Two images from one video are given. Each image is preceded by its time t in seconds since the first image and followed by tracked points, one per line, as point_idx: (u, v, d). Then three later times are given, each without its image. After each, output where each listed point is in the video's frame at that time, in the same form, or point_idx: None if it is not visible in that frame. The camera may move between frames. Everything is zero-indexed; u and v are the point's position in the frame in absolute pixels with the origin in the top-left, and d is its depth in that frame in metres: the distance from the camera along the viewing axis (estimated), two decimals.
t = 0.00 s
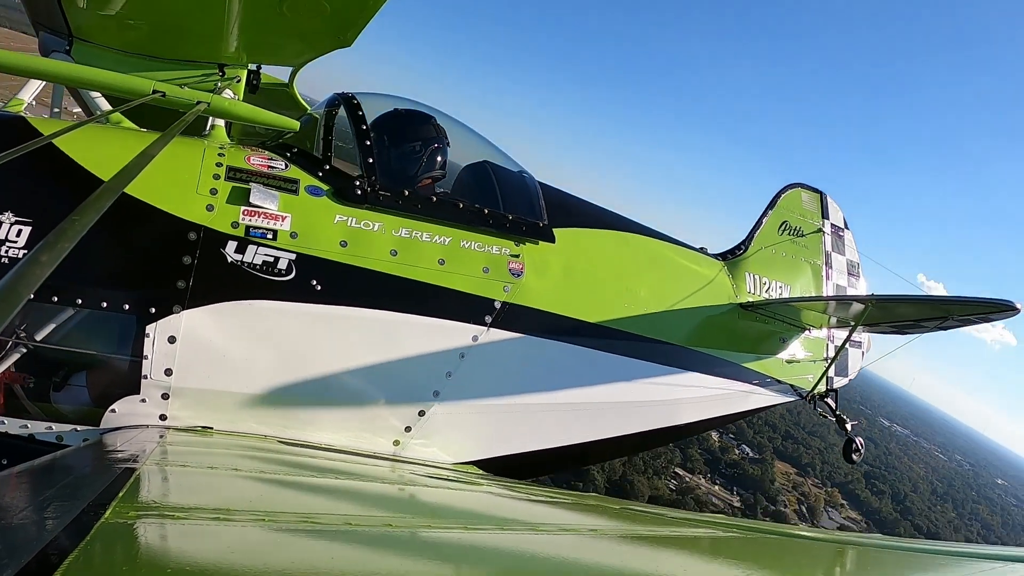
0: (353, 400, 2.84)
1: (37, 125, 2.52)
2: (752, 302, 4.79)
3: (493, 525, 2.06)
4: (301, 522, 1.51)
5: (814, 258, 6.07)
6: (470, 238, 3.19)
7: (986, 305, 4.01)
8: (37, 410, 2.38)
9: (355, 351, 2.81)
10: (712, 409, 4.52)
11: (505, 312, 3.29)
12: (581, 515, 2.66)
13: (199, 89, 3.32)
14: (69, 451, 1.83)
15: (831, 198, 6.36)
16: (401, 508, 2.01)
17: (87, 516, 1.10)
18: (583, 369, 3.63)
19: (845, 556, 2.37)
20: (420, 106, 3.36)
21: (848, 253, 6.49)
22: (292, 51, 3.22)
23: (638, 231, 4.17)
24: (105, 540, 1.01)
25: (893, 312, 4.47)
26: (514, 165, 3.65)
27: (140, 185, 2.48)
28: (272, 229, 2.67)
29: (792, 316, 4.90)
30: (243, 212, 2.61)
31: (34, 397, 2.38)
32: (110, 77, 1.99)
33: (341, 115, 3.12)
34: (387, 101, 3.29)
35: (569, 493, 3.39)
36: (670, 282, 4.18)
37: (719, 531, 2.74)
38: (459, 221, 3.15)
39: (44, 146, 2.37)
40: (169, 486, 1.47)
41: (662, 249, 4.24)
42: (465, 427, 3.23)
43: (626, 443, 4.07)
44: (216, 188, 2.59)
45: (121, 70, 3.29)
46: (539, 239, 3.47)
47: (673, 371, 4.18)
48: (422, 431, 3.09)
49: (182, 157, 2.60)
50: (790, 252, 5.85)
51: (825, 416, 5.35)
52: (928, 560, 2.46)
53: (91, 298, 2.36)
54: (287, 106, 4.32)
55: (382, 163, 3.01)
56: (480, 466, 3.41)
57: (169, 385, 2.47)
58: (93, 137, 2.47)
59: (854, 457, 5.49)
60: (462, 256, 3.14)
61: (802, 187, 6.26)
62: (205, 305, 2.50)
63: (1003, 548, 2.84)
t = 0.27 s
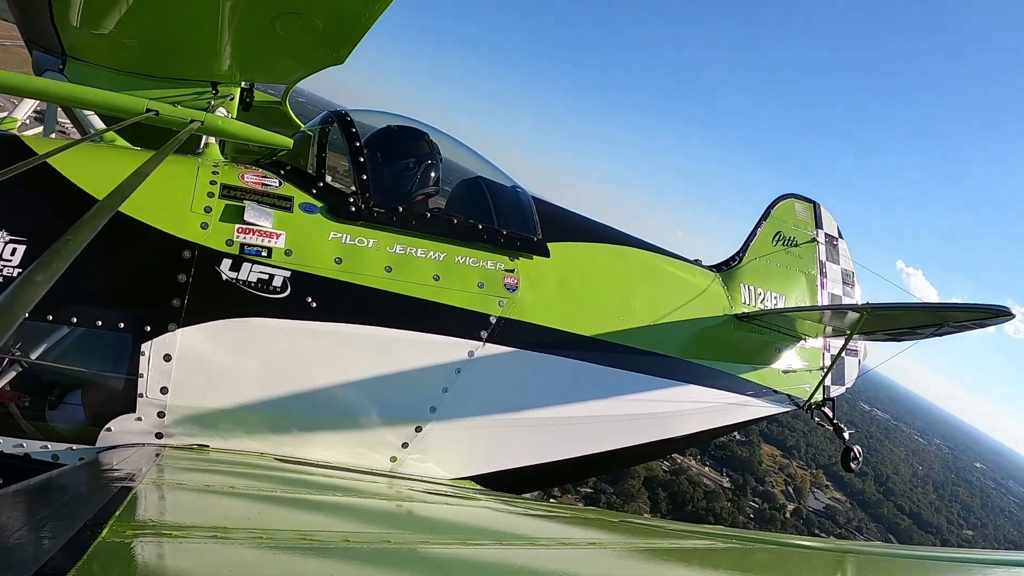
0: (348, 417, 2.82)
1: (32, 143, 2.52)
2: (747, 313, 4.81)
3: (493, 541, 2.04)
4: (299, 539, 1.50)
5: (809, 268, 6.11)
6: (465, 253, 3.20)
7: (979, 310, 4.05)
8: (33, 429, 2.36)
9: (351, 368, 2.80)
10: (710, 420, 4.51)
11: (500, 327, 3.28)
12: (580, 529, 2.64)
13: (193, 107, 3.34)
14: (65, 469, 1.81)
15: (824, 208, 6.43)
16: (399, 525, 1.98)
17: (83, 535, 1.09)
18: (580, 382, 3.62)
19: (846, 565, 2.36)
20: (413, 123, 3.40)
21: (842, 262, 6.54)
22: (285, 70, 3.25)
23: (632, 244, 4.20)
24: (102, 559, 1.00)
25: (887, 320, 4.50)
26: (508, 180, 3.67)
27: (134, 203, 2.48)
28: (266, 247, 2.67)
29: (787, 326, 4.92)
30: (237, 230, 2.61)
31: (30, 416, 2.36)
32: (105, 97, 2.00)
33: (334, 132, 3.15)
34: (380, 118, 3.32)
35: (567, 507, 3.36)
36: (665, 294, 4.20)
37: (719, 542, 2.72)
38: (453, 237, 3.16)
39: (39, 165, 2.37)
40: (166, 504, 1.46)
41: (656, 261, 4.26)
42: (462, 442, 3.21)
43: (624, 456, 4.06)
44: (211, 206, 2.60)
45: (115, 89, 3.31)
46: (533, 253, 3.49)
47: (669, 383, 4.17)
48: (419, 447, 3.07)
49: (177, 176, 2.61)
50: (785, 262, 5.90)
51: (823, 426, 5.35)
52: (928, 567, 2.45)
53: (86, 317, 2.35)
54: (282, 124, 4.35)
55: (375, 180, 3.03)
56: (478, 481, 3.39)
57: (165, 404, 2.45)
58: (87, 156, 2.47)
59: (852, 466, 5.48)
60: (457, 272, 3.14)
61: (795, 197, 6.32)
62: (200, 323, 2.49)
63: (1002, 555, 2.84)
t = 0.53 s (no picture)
0: (346, 437, 2.79)
1: (29, 164, 2.53)
2: (744, 328, 4.82)
3: (494, 560, 2.01)
4: (298, 560, 1.47)
5: (805, 283, 6.14)
6: (461, 273, 3.20)
7: (976, 321, 4.07)
8: (29, 449, 2.37)
9: (348, 389, 2.78)
10: (709, 436, 4.49)
11: (498, 346, 3.28)
12: (581, 548, 2.61)
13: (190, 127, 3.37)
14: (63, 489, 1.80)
15: (819, 223, 6.48)
16: (398, 545, 1.96)
17: (80, 556, 1.07)
18: (578, 399, 3.61)
19: None
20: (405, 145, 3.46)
21: (838, 276, 6.58)
22: (281, 90, 3.29)
23: (628, 262, 4.22)
24: None
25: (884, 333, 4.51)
26: (503, 200, 3.70)
27: (131, 224, 2.49)
28: (263, 267, 2.67)
29: (784, 341, 4.94)
30: (234, 250, 2.62)
31: (26, 436, 2.36)
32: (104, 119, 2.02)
33: (331, 153, 3.19)
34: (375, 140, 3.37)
35: (568, 526, 3.32)
36: (662, 311, 4.21)
37: (722, 559, 2.69)
38: (449, 257, 3.18)
39: (37, 186, 2.38)
40: (164, 525, 1.44)
41: (653, 278, 4.28)
42: (461, 462, 3.18)
43: (624, 473, 4.03)
44: (207, 227, 2.60)
45: (114, 110, 3.35)
46: (530, 272, 3.50)
47: (668, 399, 4.16)
48: (417, 468, 3.05)
49: (174, 197, 2.62)
50: (781, 277, 5.93)
51: (822, 440, 5.33)
52: None
53: (82, 338, 2.33)
54: (279, 144, 4.38)
55: (373, 199, 3.07)
56: (477, 501, 3.36)
57: (162, 425, 2.43)
58: (85, 177, 2.48)
59: (853, 480, 5.45)
60: (454, 292, 3.15)
61: (789, 213, 6.38)
62: (197, 344, 2.48)
63: (1006, 567, 2.81)
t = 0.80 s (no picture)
0: (344, 443, 2.78)
1: (29, 167, 2.53)
2: (743, 335, 4.82)
3: (492, 567, 2.00)
4: (296, 566, 1.46)
5: (804, 289, 6.15)
6: (461, 279, 3.21)
7: (976, 329, 4.08)
8: (27, 452, 2.34)
9: (347, 395, 2.77)
10: (708, 443, 4.48)
11: (497, 352, 3.27)
12: (580, 555, 2.59)
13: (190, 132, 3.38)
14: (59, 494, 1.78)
15: (818, 230, 6.49)
16: (396, 552, 1.94)
17: (77, 560, 1.06)
18: (578, 406, 3.60)
19: None
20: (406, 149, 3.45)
21: (837, 283, 6.59)
22: (282, 95, 3.30)
23: (627, 268, 4.23)
24: None
25: (884, 340, 4.52)
26: (503, 205, 3.71)
27: (131, 228, 2.49)
28: (262, 272, 2.67)
29: (783, 348, 4.93)
30: (233, 255, 2.62)
31: (24, 439, 2.33)
32: (105, 123, 2.02)
33: (330, 158, 3.20)
34: (375, 145, 3.37)
35: (566, 533, 3.31)
36: (662, 317, 4.21)
37: (722, 567, 2.67)
38: (449, 263, 3.18)
39: (37, 189, 2.38)
40: (161, 530, 1.43)
41: (652, 285, 4.28)
42: (460, 467, 3.17)
43: (623, 480, 4.01)
44: (207, 231, 2.61)
45: (113, 113, 3.36)
46: (529, 277, 3.50)
47: (667, 405, 4.15)
48: (416, 473, 3.03)
49: (174, 201, 2.62)
50: (780, 284, 5.93)
51: (821, 448, 5.32)
52: None
53: (80, 342, 2.33)
54: (279, 149, 4.39)
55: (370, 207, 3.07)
56: (475, 507, 3.34)
57: (160, 430, 2.41)
58: (85, 181, 2.48)
59: (852, 488, 5.44)
60: (453, 298, 3.15)
61: (789, 220, 6.39)
62: (195, 348, 2.47)
63: None
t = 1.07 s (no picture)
0: (346, 433, 2.79)
1: (35, 153, 2.54)
2: (746, 332, 4.82)
3: (491, 558, 2.01)
4: (295, 554, 1.47)
5: (808, 287, 6.13)
6: (464, 271, 3.21)
7: (980, 329, 4.06)
8: (29, 437, 2.34)
9: (350, 384, 2.78)
10: (709, 439, 4.48)
11: (499, 344, 3.28)
12: (578, 547, 2.60)
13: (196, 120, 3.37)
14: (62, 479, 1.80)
15: (823, 228, 6.47)
16: (396, 541, 1.95)
17: (79, 545, 1.07)
18: (579, 400, 3.60)
19: None
20: (412, 140, 3.44)
21: (841, 281, 6.56)
22: (288, 84, 3.29)
23: (631, 263, 4.22)
24: (97, 570, 0.99)
25: (887, 339, 4.50)
26: (508, 198, 3.70)
27: (136, 215, 2.50)
28: (266, 261, 2.67)
29: (786, 345, 4.91)
30: (237, 243, 2.62)
31: (27, 425, 2.34)
32: (110, 109, 2.02)
33: (336, 148, 3.19)
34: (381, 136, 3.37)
35: (566, 526, 3.31)
36: (665, 313, 4.20)
37: (720, 563, 2.68)
38: (453, 254, 3.18)
39: (43, 175, 2.39)
40: (162, 516, 1.44)
41: (656, 280, 4.28)
42: (461, 458, 3.18)
43: (623, 474, 4.02)
44: (212, 219, 2.61)
45: (120, 100, 3.36)
46: (533, 270, 3.49)
47: (669, 401, 4.15)
48: (417, 464, 3.04)
49: (179, 189, 2.63)
50: (784, 281, 5.92)
51: (823, 445, 5.32)
52: None
53: (84, 328, 2.35)
54: (284, 139, 4.39)
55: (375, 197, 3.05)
56: (476, 498, 3.36)
57: (162, 416, 2.43)
58: (90, 167, 2.49)
59: (852, 486, 5.44)
60: (456, 289, 3.15)
61: (794, 217, 6.37)
62: (198, 336, 2.48)
63: None
